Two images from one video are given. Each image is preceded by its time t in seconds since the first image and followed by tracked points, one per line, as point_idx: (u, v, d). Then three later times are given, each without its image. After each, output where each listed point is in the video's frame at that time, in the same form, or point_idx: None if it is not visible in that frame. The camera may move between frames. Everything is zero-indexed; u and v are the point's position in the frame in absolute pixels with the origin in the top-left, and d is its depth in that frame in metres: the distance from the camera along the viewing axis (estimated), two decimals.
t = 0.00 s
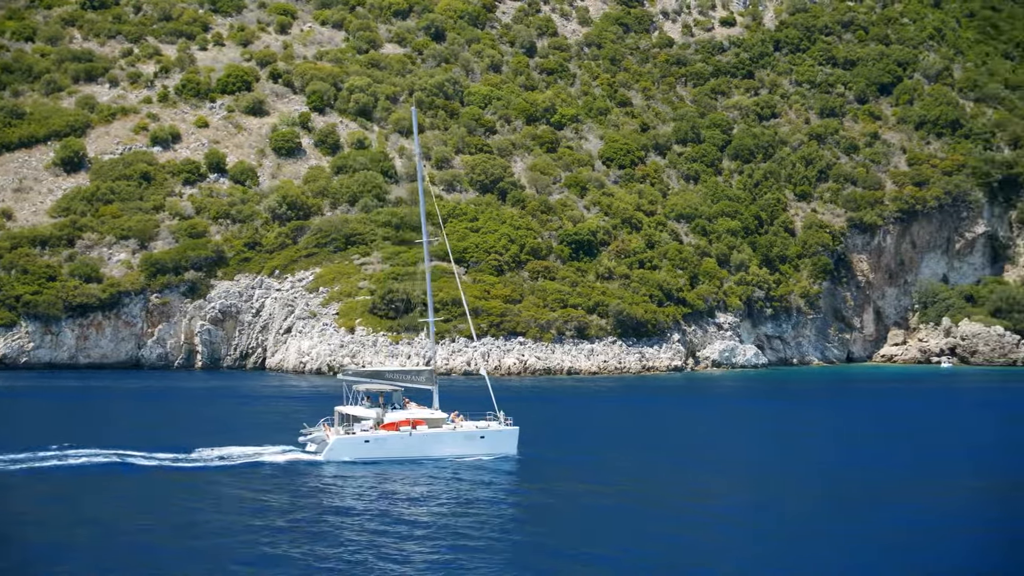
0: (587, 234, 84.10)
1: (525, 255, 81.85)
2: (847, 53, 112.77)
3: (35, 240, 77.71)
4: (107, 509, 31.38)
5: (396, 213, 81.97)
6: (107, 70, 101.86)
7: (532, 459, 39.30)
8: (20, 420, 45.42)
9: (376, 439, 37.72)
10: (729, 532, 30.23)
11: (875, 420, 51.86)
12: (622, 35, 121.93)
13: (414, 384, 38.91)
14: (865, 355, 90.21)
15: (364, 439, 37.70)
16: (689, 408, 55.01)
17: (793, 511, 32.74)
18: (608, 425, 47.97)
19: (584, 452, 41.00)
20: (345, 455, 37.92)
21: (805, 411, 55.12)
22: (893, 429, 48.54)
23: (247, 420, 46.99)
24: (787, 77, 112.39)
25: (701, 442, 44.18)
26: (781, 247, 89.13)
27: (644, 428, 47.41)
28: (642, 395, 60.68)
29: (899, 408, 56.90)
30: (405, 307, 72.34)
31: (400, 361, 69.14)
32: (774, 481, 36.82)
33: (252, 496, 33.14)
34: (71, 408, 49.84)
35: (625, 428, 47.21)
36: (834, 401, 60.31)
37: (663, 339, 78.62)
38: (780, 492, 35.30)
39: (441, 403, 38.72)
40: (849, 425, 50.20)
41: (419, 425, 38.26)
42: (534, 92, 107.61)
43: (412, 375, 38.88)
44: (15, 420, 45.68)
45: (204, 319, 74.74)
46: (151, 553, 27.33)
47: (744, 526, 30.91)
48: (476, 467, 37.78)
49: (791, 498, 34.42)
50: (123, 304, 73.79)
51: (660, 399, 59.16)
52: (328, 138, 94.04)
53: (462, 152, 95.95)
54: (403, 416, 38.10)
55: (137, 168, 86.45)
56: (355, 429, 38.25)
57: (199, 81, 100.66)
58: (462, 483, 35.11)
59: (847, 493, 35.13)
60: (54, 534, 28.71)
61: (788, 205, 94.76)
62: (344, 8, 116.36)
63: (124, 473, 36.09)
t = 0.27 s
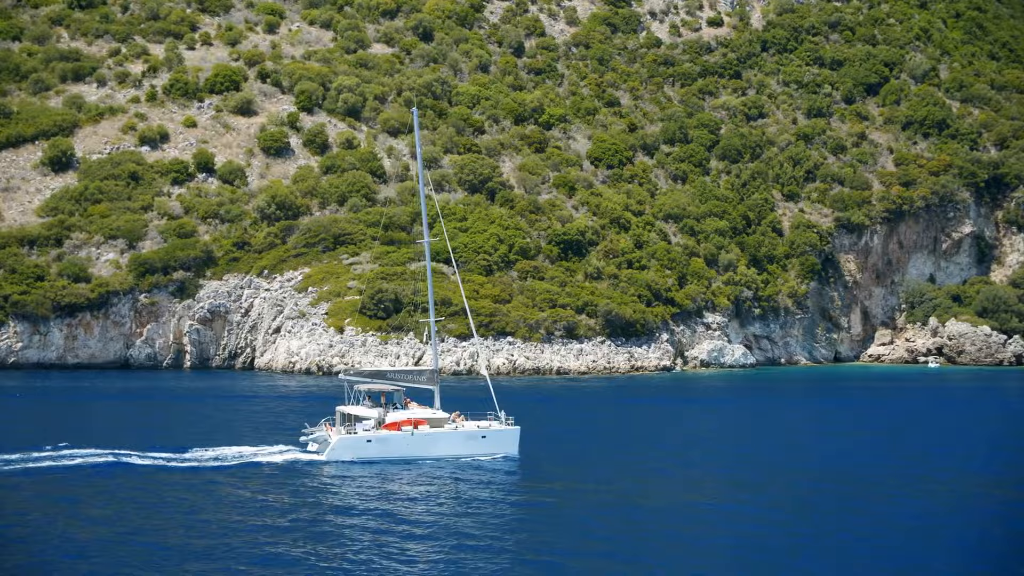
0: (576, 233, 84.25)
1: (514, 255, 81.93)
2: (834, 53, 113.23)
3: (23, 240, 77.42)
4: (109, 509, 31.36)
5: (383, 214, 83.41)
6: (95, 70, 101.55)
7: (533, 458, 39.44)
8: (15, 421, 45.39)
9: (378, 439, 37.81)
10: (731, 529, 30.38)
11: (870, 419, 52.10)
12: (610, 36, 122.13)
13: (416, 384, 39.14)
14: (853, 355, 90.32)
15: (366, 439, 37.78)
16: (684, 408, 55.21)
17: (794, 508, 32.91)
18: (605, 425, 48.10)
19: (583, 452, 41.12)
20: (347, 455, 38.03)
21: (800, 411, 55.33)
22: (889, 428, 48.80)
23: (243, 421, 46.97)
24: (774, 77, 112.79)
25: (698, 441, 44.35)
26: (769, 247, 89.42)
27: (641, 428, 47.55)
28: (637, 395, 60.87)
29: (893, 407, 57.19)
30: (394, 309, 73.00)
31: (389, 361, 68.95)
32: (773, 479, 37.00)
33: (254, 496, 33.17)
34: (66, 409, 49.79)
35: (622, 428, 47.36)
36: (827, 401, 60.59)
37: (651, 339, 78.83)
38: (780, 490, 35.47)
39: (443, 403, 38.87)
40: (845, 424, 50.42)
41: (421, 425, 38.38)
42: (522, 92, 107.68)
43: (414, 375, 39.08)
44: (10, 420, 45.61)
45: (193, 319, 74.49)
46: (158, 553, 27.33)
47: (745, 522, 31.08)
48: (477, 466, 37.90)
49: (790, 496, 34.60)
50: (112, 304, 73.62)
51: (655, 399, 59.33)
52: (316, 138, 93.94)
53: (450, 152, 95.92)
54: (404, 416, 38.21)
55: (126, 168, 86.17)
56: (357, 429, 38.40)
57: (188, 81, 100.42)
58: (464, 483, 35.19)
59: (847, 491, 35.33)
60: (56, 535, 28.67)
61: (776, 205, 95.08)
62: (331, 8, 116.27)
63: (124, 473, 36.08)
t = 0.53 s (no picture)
0: (567, 233, 84.35)
1: (504, 255, 81.96)
2: (823, 54, 113.57)
3: (13, 239, 77.21)
4: (110, 509, 31.33)
5: (374, 213, 83.23)
6: (84, 69, 101.30)
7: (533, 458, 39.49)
8: (12, 420, 45.39)
9: (379, 439, 37.92)
10: (732, 529, 30.45)
11: (865, 419, 52.21)
12: (599, 36, 122.28)
13: (417, 384, 39.11)
14: (842, 354, 90.84)
15: (367, 438, 37.90)
16: (680, 408, 55.31)
17: (794, 508, 32.99)
18: (602, 425, 48.14)
19: (582, 452, 41.16)
20: (349, 455, 38.11)
21: (795, 411, 55.45)
22: (885, 429, 48.91)
23: (239, 421, 46.90)
24: (763, 77, 113.07)
25: (696, 441, 44.43)
26: (759, 247, 89.63)
27: (638, 428, 47.63)
28: (632, 395, 61.03)
29: (887, 408, 57.33)
30: (385, 310, 72.95)
31: (380, 361, 69.17)
32: (773, 480, 37.06)
33: (255, 496, 33.17)
34: (62, 409, 49.81)
35: (620, 428, 47.40)
36: (821, 402, 60.73)
37: (642, 339, 79.01)
38: (777, 490, 35.56)
39: (444, 403, 38.93)
40: (840, 424, 50.51)
41: (422, 424, 38.40)
42: (512, 92, 107.69)
43: (415, 375, 39.11)
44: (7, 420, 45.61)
45: (183, 319, 74.28)
46: (159, 553, 27.29)
47: (747, 522, 31.15)
48: (479, 466, 37.94)
49: (787, 496, 34.69)
50: (102, 303, 73.51)
51: (651, 399, 59.43)
52: (306, 138, 93.85)
53: (441, 152, 95.90)
54: (406, 416, 38.25)
55: (116, 167, 85.93)
56: (359, 429, 38.47)
57: (177, 81, 100.18)
58: (464, 483, 35.19)
59: (846, 491, 35.41)
60: (57, 535, 28.62)
61: (765, 205, 95.35)
62: (321, 8, 116.13)
63: (123, 473, 36.05)
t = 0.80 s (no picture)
0: (556, 233, 84.46)
1: (494, 255, 82.03)
2: (811, 54, 114.00)
3: None
4: (111, 509, 31.29)
5: (363, 213, 83.17)
6: (72, 69, 101.01)
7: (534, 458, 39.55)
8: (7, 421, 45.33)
9: (381, 439, 37.93)
10: (733, 529, 30.53)
11: (860, 420, 52.42)
12: (587, 36, 122.45)
13: (418, 383, 39.06)
14: (830, 354, 91.27)
15: (370, 438, 37.90)
16: (676, 409, 55.46)
17: (794, 508, 33.11)
18: (599, 426, 48.25)
19: (581, 453, 41.24)
20: (351, 455, 38.14)
21: (790, 411, 55.64)
22: (880, 429, 49.08)
23: (236, 420, 46.82)
24: (751, 78, 113.44)
25: (694, 442, 44.55)
26: (747, 247, 89.92)
27: (635, 428, 47.75)
28: (627, 396, 61.18)
29: (881, 408, 57.55)
30: (374, 310, 72.98)
31: (370, 361, 69.02)
32: (771, 480, 37.17)
33: (257, 496, 33.16)
34: (57, 409, 49.74)
35: (617, 429, 47.50)
36: (815, 402, 60.95)
37: (631, 339, 79.21)
38: (777, 490, 35.66)
39: (446, 403, 38.94)
40: (836, 424, 50.69)
41: (424, 424, 38.47)
42: (501, 92, 107.74)
43: (416, 375, 39.06)
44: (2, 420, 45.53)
45: (172, 319, 74.31)
46: (163, 553, 27.25)
47: (748, 522, 31.22)
48: (480, 466, 37.98)
49: (787, 496, 34.78)
50: (91, 303, 73.37)
51: (646, 399, 59.59)
52: (295, 138, 93.76)
53: (429, 151, 95.93)
54: (409, 416, 38.32)
55: (104, 167, 85.66)
56: (361, 428, 38.47)
57: (166, 80, 99.90)
58: (466, 483, 35.22)
59: (844, 491, 35.53)
60: (59, 535, 28.57)
61: (753, 205, 95.65)
62: (309, 7, 116.01)
63: (122, 473, 36.02)
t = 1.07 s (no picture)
0: (547, 233, 84.51)
1: (485, 255, 82.06)
2: (801, 55, 114.29)
3: None
4: (112, 509, 31.24)
5: (354, 213, 83.05)
6: (62, 68, 100.75)
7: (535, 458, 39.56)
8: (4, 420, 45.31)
9: (383, 438, 37.93)
10: (735, 528, 30.59)
11: (856, 419, 52.55)
12: (578, 36, 122.54)
13: (420, 383, 39.00)
14: (820, 354, 91.63)
15: (371, 438, 37.92)
16: (673, 409, 55.56)
17: (794, 508, 33.20)
18: (597, 426, 48.31)
19: (581, 453, 41.29)
20: (353, 454, 38.16)
21: (786, 411, 55.77)
22: (877, 429, 49.20)
23: (233, 421, 46.72)
24: (741, 78, 113.68)
25: (692, 442, 44.64)
26: (737, 247, 90.10)
27: (634, 428, 47.82)
28: (623, 396, 61.30)
29: (877, 407, 57.69)
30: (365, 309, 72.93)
31: (360, 361, 68.74)
32: (771, 480, 37.25)
33: (258, 496, 33.13)
34: (54, 409, 49.72)
35: (615, 429, 47.56)
36: (810, 402, 61.12)
37: (622, 339, 79.35)
38: (777, 490, 35.73)
39: (448, 402, 38.90)
40: (833, 424, 50.80)
41: (426, 424, 38.50)
42: (491, 92, 107.74)
43: (418, 374, 38.91)
44: None
45: (163, 319, 74.19)
46: (165, 553, 27.21)
47: (749, 523, 31.29)
48: (481, 465, 37.98)
49: (788, 496, 34.84)
50: (81, 303, 73.22)
51: (643, 399, 59.70)
52: (286, 137, 93.66)
53: (420, 151, 95.93)
54: (410, 415, 38.34)
55: (95, 167, 85.42)
56: (363, 428, 38.44)
57: (156, 79, 99.62)
58: (467, 482, 35.20)
59: (844, 490, 35.62)
60: (60, 535, 28.51)
61: (743, 205, 95.87)
62: (300, 7, 115.86)
63: (122, 473, 35.98)
